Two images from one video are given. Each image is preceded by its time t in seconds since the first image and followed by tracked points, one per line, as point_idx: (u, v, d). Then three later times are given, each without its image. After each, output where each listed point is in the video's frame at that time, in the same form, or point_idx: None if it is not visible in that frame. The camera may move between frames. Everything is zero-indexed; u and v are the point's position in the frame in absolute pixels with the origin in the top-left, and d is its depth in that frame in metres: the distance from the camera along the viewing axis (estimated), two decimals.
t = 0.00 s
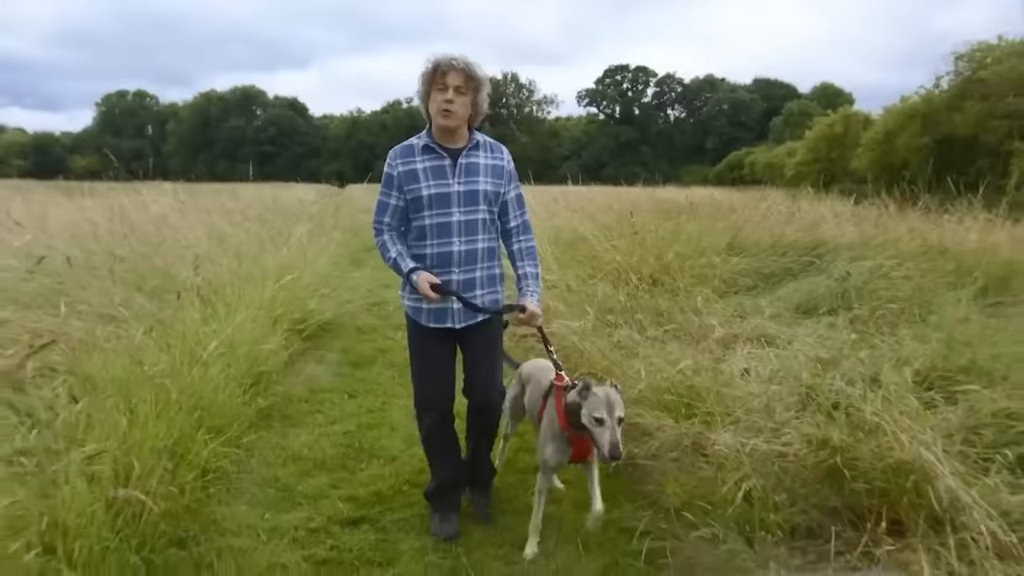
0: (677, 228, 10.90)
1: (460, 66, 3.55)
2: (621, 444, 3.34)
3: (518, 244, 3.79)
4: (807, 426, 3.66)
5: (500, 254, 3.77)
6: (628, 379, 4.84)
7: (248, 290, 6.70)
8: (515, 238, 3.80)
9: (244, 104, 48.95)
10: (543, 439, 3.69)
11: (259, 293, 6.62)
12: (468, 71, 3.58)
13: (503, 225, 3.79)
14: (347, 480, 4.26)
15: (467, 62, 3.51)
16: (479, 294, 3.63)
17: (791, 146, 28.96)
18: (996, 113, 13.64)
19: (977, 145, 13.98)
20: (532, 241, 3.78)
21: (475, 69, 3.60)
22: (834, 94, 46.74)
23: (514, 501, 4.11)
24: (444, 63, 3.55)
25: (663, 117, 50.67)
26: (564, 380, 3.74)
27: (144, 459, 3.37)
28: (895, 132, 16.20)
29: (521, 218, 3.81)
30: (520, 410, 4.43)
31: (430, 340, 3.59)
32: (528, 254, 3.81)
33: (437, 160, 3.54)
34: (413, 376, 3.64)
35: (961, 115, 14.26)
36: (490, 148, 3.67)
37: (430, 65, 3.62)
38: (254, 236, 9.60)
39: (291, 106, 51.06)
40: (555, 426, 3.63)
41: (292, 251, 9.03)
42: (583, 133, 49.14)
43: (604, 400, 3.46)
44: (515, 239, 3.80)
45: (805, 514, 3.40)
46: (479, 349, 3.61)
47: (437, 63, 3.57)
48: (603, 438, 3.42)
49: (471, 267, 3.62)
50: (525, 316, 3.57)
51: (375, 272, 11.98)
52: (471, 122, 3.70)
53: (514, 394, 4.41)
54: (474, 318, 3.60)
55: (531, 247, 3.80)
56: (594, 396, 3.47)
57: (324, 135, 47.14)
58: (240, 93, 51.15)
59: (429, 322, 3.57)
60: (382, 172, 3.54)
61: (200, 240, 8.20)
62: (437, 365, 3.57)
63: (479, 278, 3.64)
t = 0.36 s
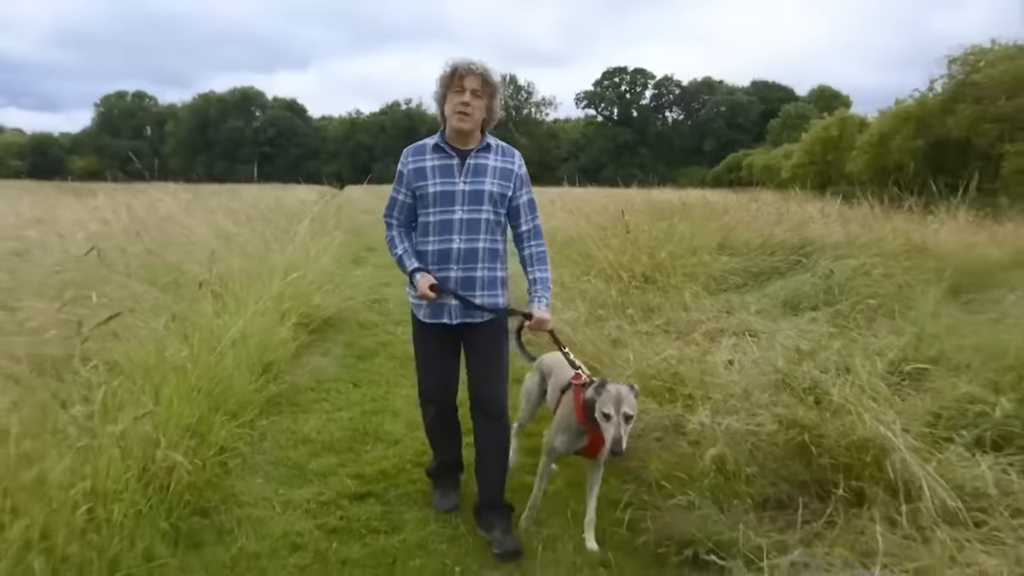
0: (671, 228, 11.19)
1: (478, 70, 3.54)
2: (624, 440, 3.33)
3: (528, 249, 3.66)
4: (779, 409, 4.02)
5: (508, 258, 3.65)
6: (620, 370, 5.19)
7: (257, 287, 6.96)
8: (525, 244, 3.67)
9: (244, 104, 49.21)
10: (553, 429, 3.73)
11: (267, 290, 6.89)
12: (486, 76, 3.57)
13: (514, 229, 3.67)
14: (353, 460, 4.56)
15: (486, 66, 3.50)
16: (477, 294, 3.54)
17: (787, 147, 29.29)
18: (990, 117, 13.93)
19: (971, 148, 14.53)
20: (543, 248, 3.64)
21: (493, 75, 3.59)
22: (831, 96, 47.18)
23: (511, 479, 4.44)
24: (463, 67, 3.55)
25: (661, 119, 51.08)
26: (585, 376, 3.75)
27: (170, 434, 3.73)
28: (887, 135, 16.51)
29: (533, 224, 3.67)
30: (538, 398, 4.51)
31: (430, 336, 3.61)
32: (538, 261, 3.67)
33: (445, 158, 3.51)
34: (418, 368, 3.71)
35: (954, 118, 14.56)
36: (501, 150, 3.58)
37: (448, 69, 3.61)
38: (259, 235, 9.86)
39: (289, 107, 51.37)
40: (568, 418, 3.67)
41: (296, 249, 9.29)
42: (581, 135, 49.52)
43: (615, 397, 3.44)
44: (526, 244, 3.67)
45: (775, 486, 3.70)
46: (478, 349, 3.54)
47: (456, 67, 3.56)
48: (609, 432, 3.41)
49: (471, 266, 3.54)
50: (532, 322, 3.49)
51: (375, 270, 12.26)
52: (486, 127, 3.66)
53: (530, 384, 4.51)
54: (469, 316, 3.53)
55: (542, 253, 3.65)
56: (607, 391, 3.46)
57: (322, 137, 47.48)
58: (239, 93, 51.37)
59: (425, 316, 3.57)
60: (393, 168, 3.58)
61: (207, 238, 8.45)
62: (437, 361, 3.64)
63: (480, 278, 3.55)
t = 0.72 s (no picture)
0: (666, 227, 11.49)
1: (504, 72, 3.61)
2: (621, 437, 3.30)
3: (542, 250, 3.81)
4: (752, 390, 4.25)
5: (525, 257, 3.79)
6: (607, 359, 5.57)
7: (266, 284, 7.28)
8: (540, 244, 3.82)
9: (246, 106, 49.55)
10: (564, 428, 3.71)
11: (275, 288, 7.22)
12: (511, 78, 3.64)
13: (530, 230, 3.82)
14: (358, 442, 4.90)
15: (513, 69, 3.58)
16: (500, 293, 3.66)
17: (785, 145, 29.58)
18: (984, 115, 14.19)
19: (968, 146, 14.71)
20: (557, 248, 3.79)
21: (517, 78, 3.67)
22: (831, 95, 47.45)
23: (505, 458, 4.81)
24: (490, 67, 3.62)
25: (661, 119, 51.37)
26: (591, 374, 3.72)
27: (190, 415, 4.05)
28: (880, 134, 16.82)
29: (548, 226, 3.84)
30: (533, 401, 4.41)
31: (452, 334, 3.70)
32: (552, 261, 3.81)
33: (468, 159, 3.60)
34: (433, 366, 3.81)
35: (950, 117, 14.82)
36: (521, 153, 3.70)
37: (474, 67, 3.67)
38: (266, 235, 10.18)
39: (290, 109, 51.73)
40: (573, 416, 3.65)
41: (302, 248, 9.61)
42: (582, 135, 49.85)
43: (617, 393, 3.41)
44: (540, 244, 3.82)
45: (747, 460, 4.03)
46: (501, 347, 3.70)
47: (482, 66, 3.63)
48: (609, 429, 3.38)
49: (494, 265, 3.66)
50: (546, 317, 3.61)
51: (377, 269, 12.60)
52: (506, 129, 3.74)
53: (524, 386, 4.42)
54: (492, 314, 3.64)
55: (555, 253, 3.80)
56: (610, 387, 3.44)
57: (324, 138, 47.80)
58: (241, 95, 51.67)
59: (449, 316, 3.65)
60: (415, 168, 3.64)
61: (216, 238, 8.75)
62: (458, 360, 3.75)
63: (502, 277, 3.67)
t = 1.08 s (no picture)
0: (655, 227, 11.79)
1: (513, 79, 3.55)
2: (598, 429, 3.56)
3: (546, 251, 3.84)
4: (727, 377, 4.61)
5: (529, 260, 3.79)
6: (594, 353, 5.92)
7: (269, 281, 7.53)
8: (543, 246, 3.85)
9: (242, 105, 49.71)
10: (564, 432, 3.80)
11: (276, 285, 7.48)
12: (520, 85, 3.59)
13: (534, 232, 3.83)
14: (359, 428, 5.21)
15: (521, 77, 3.52)
16: (511, 296, 3.61)
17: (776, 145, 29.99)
18: (972, 118, 14.50)
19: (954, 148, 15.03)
20: (560, 250, 3.85)
21: (527, 84, 3.60)
22: (823, 96, 47.94)
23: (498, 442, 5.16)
24: (498, 74, 3.56)
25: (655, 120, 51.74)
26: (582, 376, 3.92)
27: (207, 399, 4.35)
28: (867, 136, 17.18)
29: (551, 228, 3.86)
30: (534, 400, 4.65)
31: (466, 342, 3.50)
32: (553, 262, 3.87)
33: (480, 164, 3.51)
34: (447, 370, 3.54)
35: (937, 119, 15.17)
36: (529, 158, 3.67)
37: (482, 74, 3.62)
38: (265, 234, 10.42)
39: (285, 108, 51.92)
40: (566, 418, 3.82)
41: (300, 247, 9.87)
42: (576, 135, 50.22)
43: (597, 389, 3.67)
44: (543, 247, 3.85)
45: (720, 442, 4.38)
46: (510, 346, 3.66)
47: (491, 74, 3.57)
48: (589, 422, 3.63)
49: (507, 270, 3.60)
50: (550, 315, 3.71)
51: (373, 267, 12.89)
52: (516, 136, 3.68)
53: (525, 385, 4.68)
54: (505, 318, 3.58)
55: (557, 255, 3.87)
56: (590, 384, 3.71)
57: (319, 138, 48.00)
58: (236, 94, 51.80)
59: (463, 320, 3.49)
60: (424, 171, 3.49)
61: (218, 237, 8.98)
62: (473, 363, 3.50)
63: (513, 280, 3.63)
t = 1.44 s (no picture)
0: (644, 224, 12.12)
1: (492, 77, 3.83)
2: (620, 432, 3.68)
3: (548, 249, 4.15)
4: (703, 362, 4.97)
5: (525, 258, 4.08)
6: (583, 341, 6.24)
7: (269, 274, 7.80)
8: (545, 244, 4.15)
9: (236, 103, 49.81)
10: (570, 426, 4.07)
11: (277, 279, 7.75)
12: (499, 80, 3.86)
13: (534, 231, 4.14)
14: (359, 411, 5.51)
15: (500, 74, 3.80)
16: (507, 296, 3.90)
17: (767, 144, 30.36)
18: (955, 118, 14.88)
19: (940, 147, 15.39)
20: (562, 248, 4.15)
21: (507, 80, 3.87)
22: (815, 95, 48.37)
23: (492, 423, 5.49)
24: (478, 74, 3.84)
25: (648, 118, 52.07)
26: (597, 375, 4.02)
27: (217, 382, 4.66)
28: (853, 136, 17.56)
29: (550, 225, 4.16)
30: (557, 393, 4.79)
31: (466, 345, 3.73)
32: (557, 260, 4.18)
33: (471, 166, 3.79)
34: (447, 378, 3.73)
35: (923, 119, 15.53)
36: (521, 156, 3.95)
37: (464, 76, 3.91)
38: (264, 230, 10.68)
39: (279, 105, 52.01)
40: (581, 416, 4.01)
41: (299, 243, 10.14)
42: (570, 134, 50.51)
43: (615, 392, 3.77)
44: (546, 244, 4.16)
45: (697, 421, 4.74)
46: (506, 347, 3.91)
47: (471, 75, 3.86)
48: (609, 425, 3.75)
49: (502, 271, 3.90)
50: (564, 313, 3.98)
51: (369, 263, 13.17)
52: (504, 130, 3.96)
53: (549, 379, 4.78)
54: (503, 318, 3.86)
55: (560, 253, 4.17)
56: (608, 386, 3.80)
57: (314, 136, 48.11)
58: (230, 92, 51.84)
59: (464, 324, 3.74)
60: (417, 177, 3.77)
61: (218, 232, 9.25)
62: (473, 366, 3.72)
63: (508, 281, 3.92)
